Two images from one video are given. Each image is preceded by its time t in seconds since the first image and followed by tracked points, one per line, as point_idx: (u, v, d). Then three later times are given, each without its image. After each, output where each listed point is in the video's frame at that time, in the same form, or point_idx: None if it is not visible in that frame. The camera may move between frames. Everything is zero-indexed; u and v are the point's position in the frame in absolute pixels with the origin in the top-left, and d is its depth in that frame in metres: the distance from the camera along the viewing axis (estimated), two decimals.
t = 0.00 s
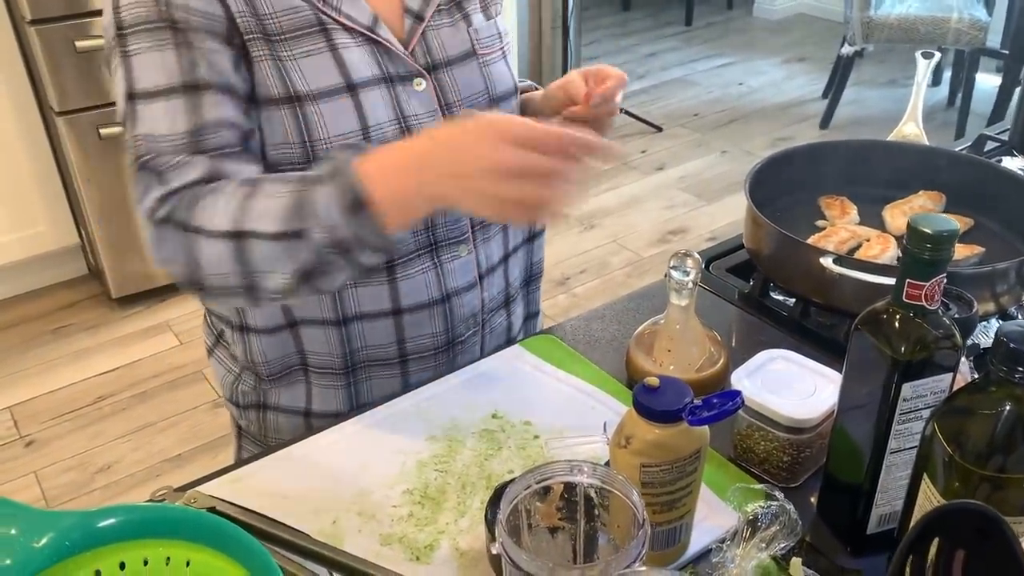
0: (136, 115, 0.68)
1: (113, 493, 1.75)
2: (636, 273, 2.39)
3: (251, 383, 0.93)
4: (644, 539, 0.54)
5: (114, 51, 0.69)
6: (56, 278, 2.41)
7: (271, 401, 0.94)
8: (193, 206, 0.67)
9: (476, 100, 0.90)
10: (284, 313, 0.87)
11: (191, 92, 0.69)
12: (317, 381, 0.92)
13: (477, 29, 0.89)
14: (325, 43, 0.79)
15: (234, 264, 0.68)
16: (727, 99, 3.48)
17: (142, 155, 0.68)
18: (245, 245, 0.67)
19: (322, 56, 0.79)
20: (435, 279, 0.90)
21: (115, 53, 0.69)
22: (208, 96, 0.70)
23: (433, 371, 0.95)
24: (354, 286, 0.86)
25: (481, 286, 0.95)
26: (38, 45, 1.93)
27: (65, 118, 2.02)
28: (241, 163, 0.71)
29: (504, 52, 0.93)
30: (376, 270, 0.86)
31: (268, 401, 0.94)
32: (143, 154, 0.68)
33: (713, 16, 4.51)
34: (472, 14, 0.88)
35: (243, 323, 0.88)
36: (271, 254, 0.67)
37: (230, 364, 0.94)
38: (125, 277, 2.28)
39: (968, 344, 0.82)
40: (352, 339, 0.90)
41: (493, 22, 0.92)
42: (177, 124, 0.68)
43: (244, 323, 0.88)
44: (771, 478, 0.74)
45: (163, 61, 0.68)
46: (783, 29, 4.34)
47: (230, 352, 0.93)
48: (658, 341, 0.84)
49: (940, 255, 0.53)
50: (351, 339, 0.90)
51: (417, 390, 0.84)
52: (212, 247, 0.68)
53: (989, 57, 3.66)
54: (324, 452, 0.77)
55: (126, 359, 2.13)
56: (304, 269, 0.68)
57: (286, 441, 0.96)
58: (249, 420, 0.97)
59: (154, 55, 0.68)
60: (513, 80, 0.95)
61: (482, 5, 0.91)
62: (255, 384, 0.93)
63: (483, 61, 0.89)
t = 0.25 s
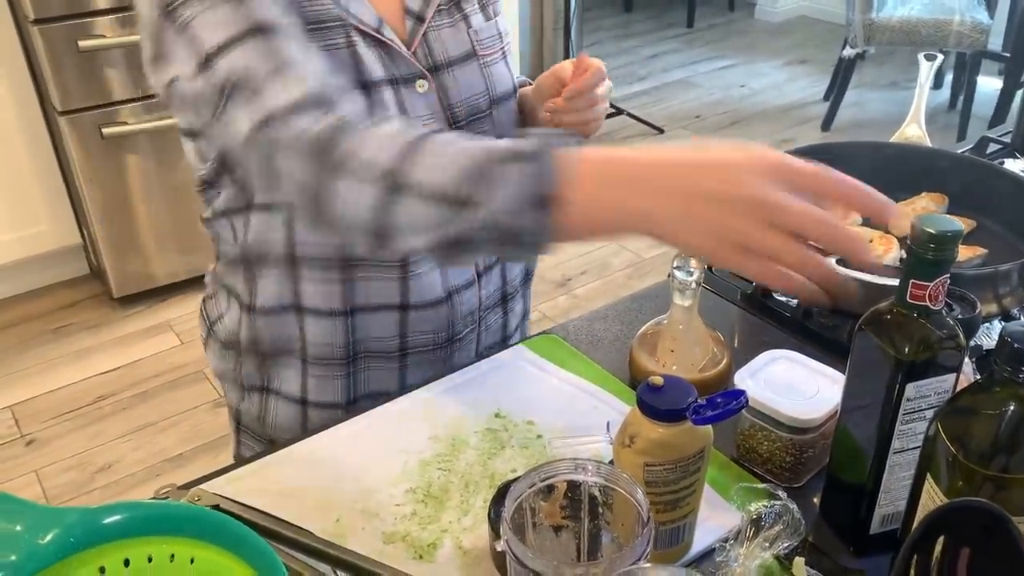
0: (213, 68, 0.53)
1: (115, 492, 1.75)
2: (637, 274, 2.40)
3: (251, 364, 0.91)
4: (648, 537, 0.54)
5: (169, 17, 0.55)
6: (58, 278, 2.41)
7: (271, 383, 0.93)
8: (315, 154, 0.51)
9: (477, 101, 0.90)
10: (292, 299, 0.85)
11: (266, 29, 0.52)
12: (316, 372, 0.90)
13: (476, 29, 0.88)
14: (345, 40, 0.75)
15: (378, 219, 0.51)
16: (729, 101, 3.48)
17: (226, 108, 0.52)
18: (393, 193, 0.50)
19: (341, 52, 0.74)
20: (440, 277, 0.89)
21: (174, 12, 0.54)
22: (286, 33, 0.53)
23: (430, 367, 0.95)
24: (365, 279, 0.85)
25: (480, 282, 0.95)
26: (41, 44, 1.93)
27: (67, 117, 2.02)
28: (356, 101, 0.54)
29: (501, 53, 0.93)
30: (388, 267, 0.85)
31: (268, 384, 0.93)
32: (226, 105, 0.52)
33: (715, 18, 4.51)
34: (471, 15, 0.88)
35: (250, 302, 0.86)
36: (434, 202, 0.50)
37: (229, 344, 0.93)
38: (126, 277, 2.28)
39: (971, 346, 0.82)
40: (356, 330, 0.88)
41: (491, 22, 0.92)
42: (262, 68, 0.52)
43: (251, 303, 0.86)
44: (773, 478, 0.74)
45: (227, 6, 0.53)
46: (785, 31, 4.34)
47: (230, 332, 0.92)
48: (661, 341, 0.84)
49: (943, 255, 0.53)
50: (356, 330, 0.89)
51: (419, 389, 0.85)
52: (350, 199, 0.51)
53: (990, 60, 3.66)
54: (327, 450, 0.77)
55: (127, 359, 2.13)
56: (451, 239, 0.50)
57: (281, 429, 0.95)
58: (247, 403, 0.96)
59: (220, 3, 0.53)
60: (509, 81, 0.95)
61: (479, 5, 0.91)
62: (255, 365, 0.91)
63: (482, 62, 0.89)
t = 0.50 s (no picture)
0: (342, 53, 0.53)
1: (116, 492, 1.75)
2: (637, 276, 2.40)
3: (278, 347, 0.91)
4: (649, 537, 0.54)
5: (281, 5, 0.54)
6: (58, 278, 2.41)
7: (291, 368, 0.92)
8: (460, 143, 0.53)
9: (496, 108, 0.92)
10: (336, 288, 0.85)
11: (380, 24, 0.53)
12: (346, 365, 0.91)
13: (495, 39, 0.90)
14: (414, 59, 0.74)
15: (524, 208, 0.53)
16: (730, 103, 3.49)
17: (355, 94, 0.53)
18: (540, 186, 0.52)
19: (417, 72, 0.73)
20: (472, 275, 0.91)
21: None
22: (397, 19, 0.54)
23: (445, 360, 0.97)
24: (411, 277, 0.86)
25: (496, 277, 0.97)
26: (42, 44, 1.94)
27: (69, 117, 2.03)
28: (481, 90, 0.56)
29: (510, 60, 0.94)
30: (435, 268, 0.86)
31: (289, 369, 0.92)
32: (355, 93, 0.53)
33: (716, 20, 4.52)
34: (489, 24, 0.89)
35: (291, 285, 0.86)
36: (591, 200, 0.52)
37: (252, 327, 0.91)
38: (128, 278, 2.28)
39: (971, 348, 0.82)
40: (393, 325, 0.90)
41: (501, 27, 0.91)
42: (397, 61, 0.52)
43: (292, 286, 0.86)
44: (774, 479, 0.75)
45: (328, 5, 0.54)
46: (785, 33, 4.35)
47: (257, 315, 0.90)
48: (662, 344, 0.84)
49: (946, 257, 0.54)
50: (391, 323, 0.90)
51: (427, 386, 0.85)
52: (497, 189, 0.53)
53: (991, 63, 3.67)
54: (330, 450, 0.77)
55: (128, 359, 2.13)
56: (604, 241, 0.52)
57: (296, 417, 0.95)
58: (262, 386, 0.94)
59: None
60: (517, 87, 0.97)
61: (491, 10, 0.90)
62: (281, 348, 0.91)
63: (500, 69, 0.92)
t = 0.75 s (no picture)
0: (347, 69, 0.54)
1: (115, 495, 1.75)
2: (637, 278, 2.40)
3: (300, 352, 0.91)
4: (647, 537, 0.54)
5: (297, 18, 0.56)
6: (58, 281, 2.41)
7: (314, 373, 0.92)
8: (451, 165, 0.54)
9: (507, 107, 0.93)
10: (360, 291, 0.86)
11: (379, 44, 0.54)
12: (372, 363, 0.91)
13: (506, 41, 0.90)
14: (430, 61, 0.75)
15: (512, 227, 0.54)
16: (729, 106, 3.49)
17: (358, 107, 0.55)
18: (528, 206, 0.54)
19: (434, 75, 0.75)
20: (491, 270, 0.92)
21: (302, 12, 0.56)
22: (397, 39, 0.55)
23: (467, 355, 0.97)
24: (433, 273, 0.87)
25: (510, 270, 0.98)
26: (43, 47, 1.94)
27: (70, 120, 2.03)
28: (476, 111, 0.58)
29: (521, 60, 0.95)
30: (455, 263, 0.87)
31: (312, 373, 0.92)
32: (357, 106, 0.55)
33: (715, 23, 4.52)
34: (499, 24, 0.89)
35: (315, 290, 0.86)
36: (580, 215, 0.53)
37: (274, 335, 0.91)
38: (128, 280, 2.28)
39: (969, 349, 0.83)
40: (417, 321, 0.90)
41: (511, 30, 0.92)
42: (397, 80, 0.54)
43: (316, 290, 0.86)
44: (773, 481, 0.75)
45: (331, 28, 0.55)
46: (785, 36, 4.35)
47: (278, 321, 0.90)
48: (660, 346, 0.84)
49: (942, 258, 0.54)
50: (415, 320, 0.91)
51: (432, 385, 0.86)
52: (484, 208, 0.54)
53: (990, 66, 3.67)
54: (329, 453, 0.77)
55: (128, 362, 2.13)
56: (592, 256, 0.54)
57: (321, 417, 0.95)
58: (284, 393, 0.94)
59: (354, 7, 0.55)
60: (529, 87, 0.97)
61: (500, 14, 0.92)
62: (304, 353, 0.91)
63: (512, 70, 0.92)
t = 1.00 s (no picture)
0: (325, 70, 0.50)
1: (114, 498, 1.75)
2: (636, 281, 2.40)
3: (302, 353, 0.91)
4: (645, 539, 0.55)
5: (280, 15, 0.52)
6: (58, 284, 2.41)
7: (317, 375, 0.92)
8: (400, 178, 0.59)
9: (511, 111, 0.93)
10: (360, 295, 0.86)
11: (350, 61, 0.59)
12: (373, 366, 0.92)
13: (509, 43, 0.91)
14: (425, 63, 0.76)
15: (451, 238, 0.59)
16: (728, 109, 3.50)
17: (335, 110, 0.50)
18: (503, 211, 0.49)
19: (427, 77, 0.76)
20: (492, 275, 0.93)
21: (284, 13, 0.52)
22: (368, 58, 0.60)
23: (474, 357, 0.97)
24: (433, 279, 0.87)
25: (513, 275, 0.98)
26: (43, 51, 1.95)
27: (70, 124, 2.04)
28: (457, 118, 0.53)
29: (525, 64, 0.96)
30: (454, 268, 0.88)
31: (313, 375, 0.92)
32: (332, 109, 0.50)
33: (714, 26, 4.53)
34: (502, 27, 0.90)
35: (315, 293, 0.87)
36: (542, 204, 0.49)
37: (276, 336, 0.91)
38: (128, 283, 2.29)
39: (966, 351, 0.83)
40: (420, 329, 0.91)
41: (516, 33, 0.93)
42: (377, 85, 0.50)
43: (316, 293, 0.87)
44: (771, 483, 0.75)
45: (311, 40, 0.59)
46: (783, 39, 4.36)
47: (280, 322, 0.90)
48: (658, 348, 0.85)
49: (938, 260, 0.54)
50: (417, 327, 0.91)
51: (432, 388, 0.86)
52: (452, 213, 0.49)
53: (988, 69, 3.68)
54: (328, 455, 0.78)
55: (128, 365, 2.13)
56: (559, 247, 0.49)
57: (324, 418, 0.95)
58: (287, 394, 0.94)
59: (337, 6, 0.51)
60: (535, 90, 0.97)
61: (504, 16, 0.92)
62: (305, 355, 0.91)
63: (516, 74, 0.92)
